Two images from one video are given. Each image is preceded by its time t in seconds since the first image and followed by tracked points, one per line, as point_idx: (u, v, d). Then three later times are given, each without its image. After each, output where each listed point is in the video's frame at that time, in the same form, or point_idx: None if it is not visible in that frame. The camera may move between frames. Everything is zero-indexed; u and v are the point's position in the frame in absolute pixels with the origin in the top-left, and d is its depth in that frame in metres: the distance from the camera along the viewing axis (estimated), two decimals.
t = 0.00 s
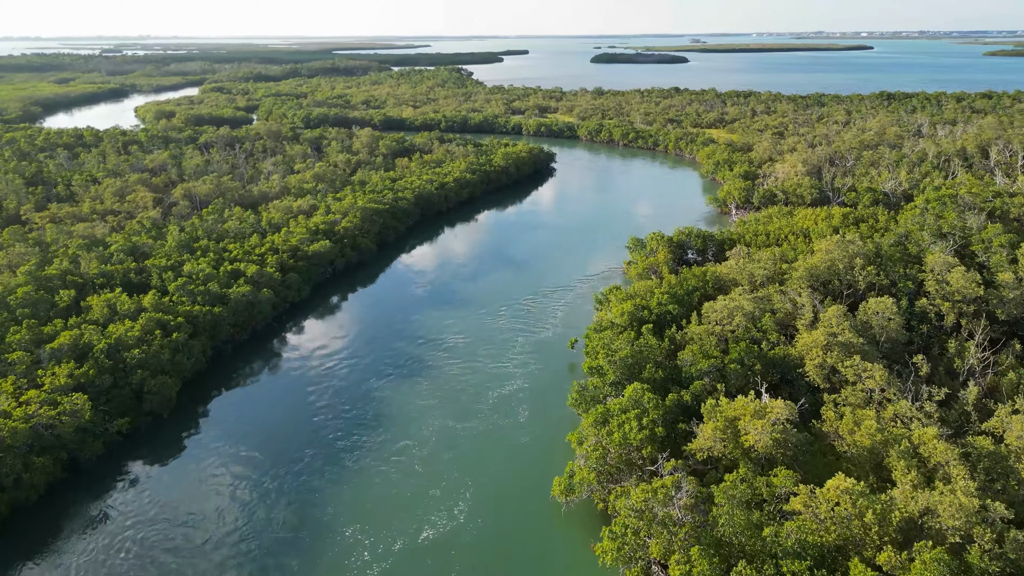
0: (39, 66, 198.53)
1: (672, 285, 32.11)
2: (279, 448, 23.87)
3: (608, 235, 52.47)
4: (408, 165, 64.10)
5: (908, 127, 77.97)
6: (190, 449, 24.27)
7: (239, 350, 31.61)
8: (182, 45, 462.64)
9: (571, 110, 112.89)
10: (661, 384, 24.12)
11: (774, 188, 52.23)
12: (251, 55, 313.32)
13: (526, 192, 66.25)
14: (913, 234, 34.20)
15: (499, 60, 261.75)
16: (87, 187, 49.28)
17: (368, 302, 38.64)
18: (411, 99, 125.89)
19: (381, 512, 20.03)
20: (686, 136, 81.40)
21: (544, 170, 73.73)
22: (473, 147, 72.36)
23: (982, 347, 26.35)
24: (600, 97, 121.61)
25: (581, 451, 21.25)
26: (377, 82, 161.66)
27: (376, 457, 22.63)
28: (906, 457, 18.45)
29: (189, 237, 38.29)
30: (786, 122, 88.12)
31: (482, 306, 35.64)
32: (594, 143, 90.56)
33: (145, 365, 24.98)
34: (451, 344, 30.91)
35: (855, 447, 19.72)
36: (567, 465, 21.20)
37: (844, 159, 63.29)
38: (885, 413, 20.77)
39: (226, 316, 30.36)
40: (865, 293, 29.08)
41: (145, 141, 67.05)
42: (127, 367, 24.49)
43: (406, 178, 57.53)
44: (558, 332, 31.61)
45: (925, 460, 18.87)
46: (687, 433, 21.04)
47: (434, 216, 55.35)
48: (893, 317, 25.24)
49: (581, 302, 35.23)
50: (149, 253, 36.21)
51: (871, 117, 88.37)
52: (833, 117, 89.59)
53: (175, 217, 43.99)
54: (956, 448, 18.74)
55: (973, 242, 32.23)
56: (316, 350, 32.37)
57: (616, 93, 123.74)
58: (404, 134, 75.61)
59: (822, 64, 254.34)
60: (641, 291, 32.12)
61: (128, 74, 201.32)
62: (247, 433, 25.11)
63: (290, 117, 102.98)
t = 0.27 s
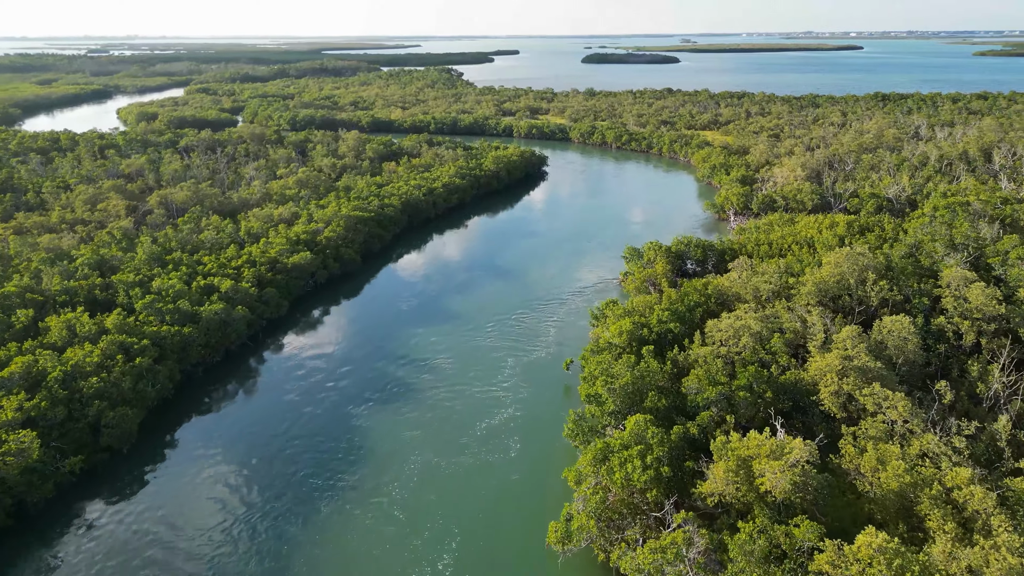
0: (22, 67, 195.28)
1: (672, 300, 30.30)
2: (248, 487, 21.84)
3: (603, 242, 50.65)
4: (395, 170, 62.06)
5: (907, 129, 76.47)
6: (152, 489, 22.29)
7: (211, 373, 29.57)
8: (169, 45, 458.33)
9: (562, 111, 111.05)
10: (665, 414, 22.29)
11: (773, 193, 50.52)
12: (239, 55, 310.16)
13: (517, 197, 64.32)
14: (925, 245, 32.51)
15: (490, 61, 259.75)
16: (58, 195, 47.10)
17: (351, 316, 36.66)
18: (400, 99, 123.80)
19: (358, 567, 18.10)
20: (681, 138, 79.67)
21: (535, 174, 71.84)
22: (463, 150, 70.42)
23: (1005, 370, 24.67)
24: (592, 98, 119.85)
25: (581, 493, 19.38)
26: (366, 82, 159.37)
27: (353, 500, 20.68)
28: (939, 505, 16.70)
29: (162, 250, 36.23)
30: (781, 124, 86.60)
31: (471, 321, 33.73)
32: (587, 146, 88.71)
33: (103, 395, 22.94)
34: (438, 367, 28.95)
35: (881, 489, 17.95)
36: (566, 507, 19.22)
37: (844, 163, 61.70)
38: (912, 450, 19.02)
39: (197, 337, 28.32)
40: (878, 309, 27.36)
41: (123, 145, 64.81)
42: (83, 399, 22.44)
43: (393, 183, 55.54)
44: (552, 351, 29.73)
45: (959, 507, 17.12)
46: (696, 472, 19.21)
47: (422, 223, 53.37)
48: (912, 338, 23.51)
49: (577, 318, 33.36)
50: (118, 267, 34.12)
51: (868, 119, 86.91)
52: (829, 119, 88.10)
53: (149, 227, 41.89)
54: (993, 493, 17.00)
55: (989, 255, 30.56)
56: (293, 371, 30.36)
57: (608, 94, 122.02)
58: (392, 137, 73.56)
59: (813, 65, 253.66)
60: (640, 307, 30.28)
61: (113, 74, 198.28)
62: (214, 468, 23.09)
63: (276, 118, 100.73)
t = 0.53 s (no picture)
0: (4, 67, 192.10)
1: (674, 317, 28.49)
2: (218, 536, 19.92)
3: (597, 247, 48.82)
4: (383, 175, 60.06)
5: (906, 131, 74.95)
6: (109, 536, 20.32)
7: (180, 398, 27.52)
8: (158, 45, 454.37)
9: (554, 113, 109.21)
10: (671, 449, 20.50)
11: (774, 199, 48.78)
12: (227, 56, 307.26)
13: (509, 203, 62.32)
14: (941, 256, 30.78)
15: (481, 61, 257.78)
16: (27, 203, 44.90)
17: (333, 332, 34.68)
18: (390, 101, 121.82)
19: None
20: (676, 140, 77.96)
21: (527, 178, 69.94)
22: (453, 154, 68.47)
23: None
24: (584, 99, 118.15)
25: (580, 546, 17.58)
26: (355, 83, 157.18)
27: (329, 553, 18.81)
28: (982, 562, 14.97)
29: (132, 263, 34.17)
30: (777, 126, 85.08)
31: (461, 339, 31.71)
32: (580, 149, 86.87)
33: (55, 432, 20.88)
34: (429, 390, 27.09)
35: (913, 540, 16.21)
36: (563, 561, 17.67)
37: (845, 166, 60.08)
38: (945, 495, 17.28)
39: (165, 361, 26.29)
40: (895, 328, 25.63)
41: (100, 149, 62.55)
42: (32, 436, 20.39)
43: (380, 189, 53.54)
44: (547, 373, 27.90)
45: (1003, 564, 15.43)
46: (708, 520, 17.42)
47: (410, 231, 51.34)
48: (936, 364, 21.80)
49: (574, 335, 31.50)
50: (84, 283, 32.03)
51: (866, 120, 85.45)
52: (826, 121, 86.60)
53: (121, 238, 39.79)
54: None
55: (1009, 269, 28.88)
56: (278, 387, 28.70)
57: (600, 95, 120.34)
58: (380, 141, 71.59)
59: (806, 64, 253.06)
60: (640, 325, 28.40)
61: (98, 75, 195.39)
62: (179, 511, 21.13)
63: (262, 121, 98.47)
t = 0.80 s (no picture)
0: None
1: (678, 337, 26.65)
2: None
3: (593, 255, 46.90)
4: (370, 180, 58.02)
5: (905, 134, 73.48)
6: None
7: (145, 429, 25.51)
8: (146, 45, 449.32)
9: (546, 115, 107.30)
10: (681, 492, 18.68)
11: (776, 205, 47.06)
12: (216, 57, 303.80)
13: (500, 209, 60.33)
14: (959, 269, 29.04)
15: (472, 61, 255.87)
16: None
17: (315, 352, 32.69)
18: (378, 102, 119.60)
19: None
20: (671, 143, 76.22)
21: (519, 183, 67.94)
22: (443, 157, 66.52)
23: None
24: (576, 100, 116.32)
25: None
26: (344, 84, 154.81)
27: None
28: None
29: (100, 279, 32.08)
30: (774, 128, 83.61)
31: (451, 360, 29.84)
32: (573, 151, 85.03)
33: None
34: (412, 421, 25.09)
35: None
36: None
37: (846, 170, 58.46)
38: (988, 549, 15.53)
39: (128, 390, 24.21)
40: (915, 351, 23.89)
41: (76, 153, 60.25)
42: None
43: (367, 195, 51.53)
44: (543, 400, 26.00)
45: None
46: None
47: (398, 239, 49.32)
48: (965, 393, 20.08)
49: (570, 356, 29.60)
50: (47, 301, 29.93)
51: (863, 122, 83.98)
52: (823, 123, 85.11)
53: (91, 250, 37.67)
54: None
55: None
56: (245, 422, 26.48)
57: (593, 97, 118.55)
58: (368, 144, 69.50)
59: (799, 65, 252.24)
60: (642, 345, 26.57)
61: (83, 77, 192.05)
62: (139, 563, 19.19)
63: (248, 123, 96.21)
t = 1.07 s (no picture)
0: None
1: (685, 359, 24.79)
2: None
3: (589, 263, 44.97)
4: (357, 186, 55.97)
5: (905, 136, 71.99)
6: None
7: (105, 466, 23.46)
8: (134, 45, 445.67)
9: (539, 117, 105.48)
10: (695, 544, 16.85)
11: (779, 212, 45.31)
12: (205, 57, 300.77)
13: (492, 215, 58.32)
14: (982, 283, 27.25)
15: (463, 61, 254.03)
16: None
17: (295, 373, 30.66)
18: (368, 104, 117.47)
19: None
20: (667, 145, 74.50)
21: (512, 188, 65.92)
22: (433, 161, 64.51)
23: None
24: (569, 101, 114.49)
25: None
26: (333, 85, 152.53)
27: None
28: None
29: (63, 297, 29.98)
30: (771, 130, 81.98)
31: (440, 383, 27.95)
32: (567, 154, 83.20)
33: None
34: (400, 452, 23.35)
35: None
36: None
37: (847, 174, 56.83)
38: None
39: (86, 424, 22.13)
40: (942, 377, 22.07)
41: (51, 157, 57.99)
42: None
43: (353, 202, 49.46)
44: (538, 431, 24.03)
45: None
46: None
47: (386, 248, 47.28)
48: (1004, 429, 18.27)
49: (567, 380, 27.65)
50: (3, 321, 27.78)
51: (862, 124, 82.47)
52: (820, 125, 83.57)
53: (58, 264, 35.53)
54: None
55: None
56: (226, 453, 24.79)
57: (586, 98, 116.82)
58: (356, 148, 67.44)
59: (791, 65, 251.52)
60: (646, 368, 24.69)
61: (68, 77, 189.17)
62: None
63: (234, 126, 93.97)
